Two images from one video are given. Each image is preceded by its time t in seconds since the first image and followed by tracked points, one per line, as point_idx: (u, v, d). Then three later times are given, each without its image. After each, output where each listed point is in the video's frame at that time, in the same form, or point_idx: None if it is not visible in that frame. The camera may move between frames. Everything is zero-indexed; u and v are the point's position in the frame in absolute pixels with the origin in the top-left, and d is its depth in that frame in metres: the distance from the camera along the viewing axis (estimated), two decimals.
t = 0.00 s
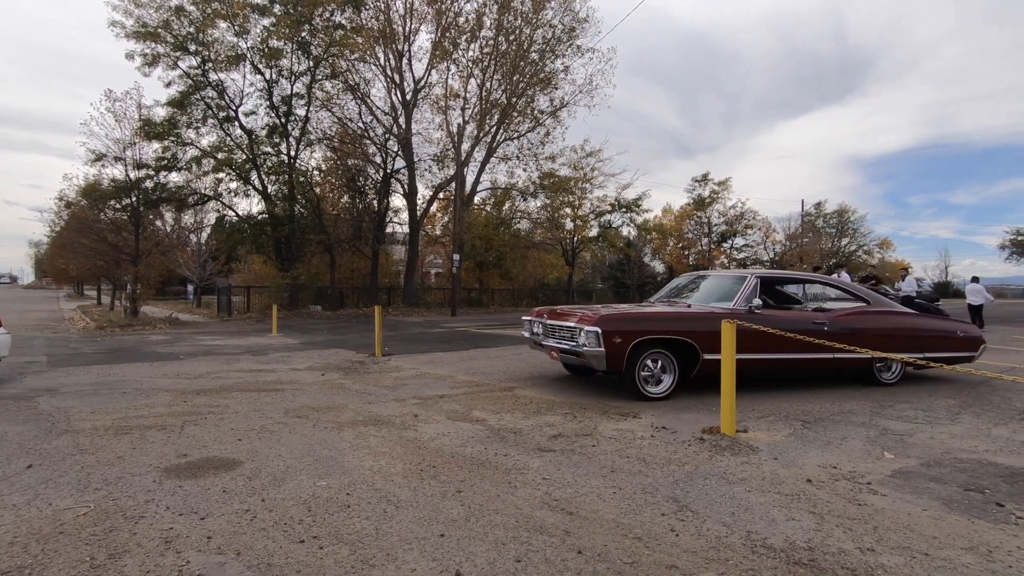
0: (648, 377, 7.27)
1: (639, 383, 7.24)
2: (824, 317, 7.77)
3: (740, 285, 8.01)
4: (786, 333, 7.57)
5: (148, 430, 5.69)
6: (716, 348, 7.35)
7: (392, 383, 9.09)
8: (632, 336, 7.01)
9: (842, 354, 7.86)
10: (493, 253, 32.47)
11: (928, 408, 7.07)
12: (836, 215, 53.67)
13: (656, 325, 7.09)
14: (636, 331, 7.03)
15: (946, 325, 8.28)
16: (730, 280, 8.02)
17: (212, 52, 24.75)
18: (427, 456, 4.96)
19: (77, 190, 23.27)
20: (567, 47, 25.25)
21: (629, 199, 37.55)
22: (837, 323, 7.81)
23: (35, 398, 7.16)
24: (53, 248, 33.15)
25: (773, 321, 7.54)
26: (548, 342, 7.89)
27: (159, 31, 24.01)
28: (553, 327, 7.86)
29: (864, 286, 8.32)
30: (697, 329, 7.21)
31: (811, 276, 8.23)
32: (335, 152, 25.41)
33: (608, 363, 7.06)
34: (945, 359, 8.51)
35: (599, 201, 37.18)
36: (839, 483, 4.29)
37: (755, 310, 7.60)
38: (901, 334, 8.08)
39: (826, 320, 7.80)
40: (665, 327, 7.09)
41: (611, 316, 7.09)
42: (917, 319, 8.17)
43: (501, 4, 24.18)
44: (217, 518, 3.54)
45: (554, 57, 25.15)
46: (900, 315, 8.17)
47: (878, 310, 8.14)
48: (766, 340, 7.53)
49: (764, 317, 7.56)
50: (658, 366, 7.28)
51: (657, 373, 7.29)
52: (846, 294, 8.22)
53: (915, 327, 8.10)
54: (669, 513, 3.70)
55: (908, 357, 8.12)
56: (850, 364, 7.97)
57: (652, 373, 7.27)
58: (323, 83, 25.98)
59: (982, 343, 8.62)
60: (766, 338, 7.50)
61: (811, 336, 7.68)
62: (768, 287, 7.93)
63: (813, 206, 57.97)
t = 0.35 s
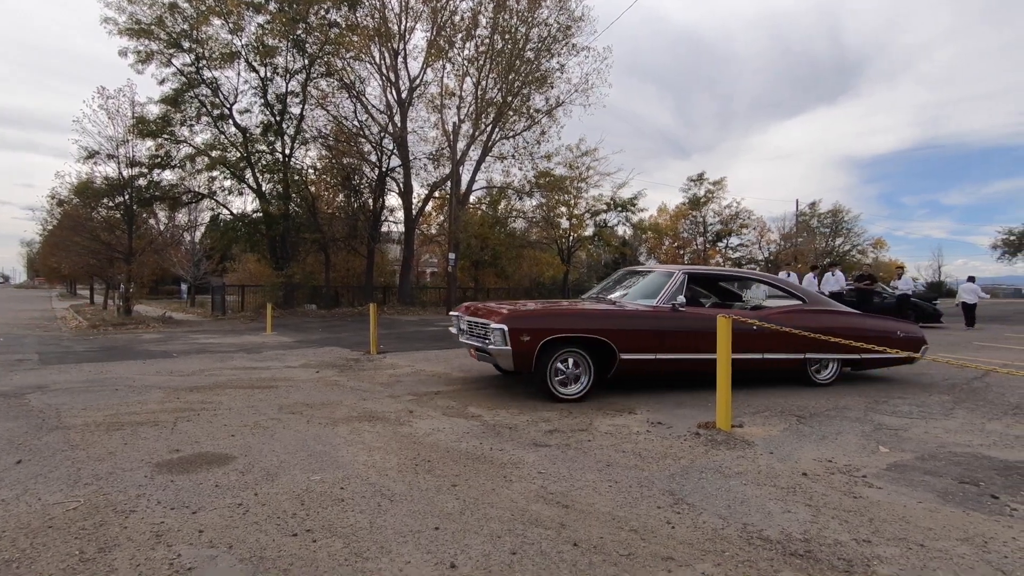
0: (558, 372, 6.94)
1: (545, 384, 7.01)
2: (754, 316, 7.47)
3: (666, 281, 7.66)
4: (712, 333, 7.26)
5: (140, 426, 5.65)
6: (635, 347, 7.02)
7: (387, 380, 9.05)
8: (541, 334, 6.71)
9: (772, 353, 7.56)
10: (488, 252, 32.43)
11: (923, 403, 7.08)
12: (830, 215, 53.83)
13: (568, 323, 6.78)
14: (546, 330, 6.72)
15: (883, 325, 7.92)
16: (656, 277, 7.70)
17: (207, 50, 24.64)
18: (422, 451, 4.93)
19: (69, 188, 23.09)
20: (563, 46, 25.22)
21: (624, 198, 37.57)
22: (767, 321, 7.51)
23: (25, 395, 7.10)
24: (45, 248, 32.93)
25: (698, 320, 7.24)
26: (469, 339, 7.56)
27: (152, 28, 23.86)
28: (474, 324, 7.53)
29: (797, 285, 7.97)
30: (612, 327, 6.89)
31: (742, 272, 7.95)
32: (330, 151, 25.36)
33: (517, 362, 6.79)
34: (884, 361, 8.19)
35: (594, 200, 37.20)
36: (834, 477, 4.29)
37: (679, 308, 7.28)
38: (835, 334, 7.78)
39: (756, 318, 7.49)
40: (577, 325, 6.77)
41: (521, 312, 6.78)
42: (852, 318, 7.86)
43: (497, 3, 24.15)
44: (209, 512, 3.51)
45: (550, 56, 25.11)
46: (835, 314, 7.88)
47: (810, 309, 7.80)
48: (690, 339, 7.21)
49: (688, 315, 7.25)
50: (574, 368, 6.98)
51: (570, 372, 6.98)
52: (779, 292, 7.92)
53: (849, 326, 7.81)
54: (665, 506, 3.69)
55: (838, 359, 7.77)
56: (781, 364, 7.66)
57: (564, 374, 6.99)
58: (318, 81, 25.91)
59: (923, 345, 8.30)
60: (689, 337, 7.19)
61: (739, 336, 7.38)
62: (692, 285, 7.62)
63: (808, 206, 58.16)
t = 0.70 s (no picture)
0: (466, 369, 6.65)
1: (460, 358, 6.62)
2: (676, 313, 7.08)
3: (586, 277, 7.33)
4: (628, 330, 6.88)
5: (131, 425, 5.59)
6: (544, 347, 6.69)
7: (380, 378, 9.00)
8: (439, 332, 6.44)
9: (697, 352, 7.15)
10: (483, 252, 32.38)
11: (917, 401, 7.09)
12: (824, 215, 53.99)
13: (466, 321, 6.50)
14: (443, 327, 6.44)
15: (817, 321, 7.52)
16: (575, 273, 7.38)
17: (200, 47, 24.53)
18: (417, 448, 4.90)
19: (61, 186, 22.90)
20: (558, 45, 25.21)
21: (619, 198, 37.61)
22: (692, 318, 7.12)
23: (15, 394, 7.03)
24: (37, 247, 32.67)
25: (614, 316, 6.88)
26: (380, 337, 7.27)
27: (145, 25, 23.72)
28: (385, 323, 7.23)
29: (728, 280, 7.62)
30: (517, 325, 6.58)
31: (669, 268, 7.61)
32: (325, 149, 25.30)
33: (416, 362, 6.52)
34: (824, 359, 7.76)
35: (589, 200, 37.23)
36: (830, 473, 4.28)
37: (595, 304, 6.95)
38: (766, 331, 7.37)
39: (680, 315, 7.11)
40: (478, 323, 6.49)
41: (418, 309, 6.53)
42: (786, 314, 7.45)
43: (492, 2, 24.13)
44: (200, 509, 3.47)
45: (545, 55, 25.09)
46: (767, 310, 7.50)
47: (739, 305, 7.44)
48: (603, 337, 6.85)
49: (603, 312, 6.89)
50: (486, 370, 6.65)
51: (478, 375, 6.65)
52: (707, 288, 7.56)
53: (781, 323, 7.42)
54: (661, 503, 3.67)
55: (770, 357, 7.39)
56: (709, 364, 7.25)
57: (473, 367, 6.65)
58: (313, 79, 25.82)
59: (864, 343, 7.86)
60: (601, 335, 6.82)
61: (659, 334, 6.98)
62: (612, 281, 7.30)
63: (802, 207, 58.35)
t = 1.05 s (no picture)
0: (368, 364, 6.15)
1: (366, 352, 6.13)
2: (599, 308, 6.58)
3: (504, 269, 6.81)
4: (544, 326, 6.38)
5: (124, 420, 5.51)
6: (455, 343, 6.20)
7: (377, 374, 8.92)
8: (332, 326, 5.98)
9: (621, 350, 6.61)
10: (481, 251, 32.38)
11: (919, 396, 7.04)
12: (821, 214, 54.02)
13: (368, 315, 6.02)
14: (336, 322, 5.97)
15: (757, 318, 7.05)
16: (494, 265, 6.88)
17: (196, 45, 24.41)
18: (415, 442, 4.83)
19: (56, 184, 22.73)
20: (555, 44, 25.14)
21: (617, 197, 37.58)
22: (617, 314, 6.62)
23: (7, 390, 6.93)
24: (31, 246, 32.47)
25: (529, 312, 6.39)
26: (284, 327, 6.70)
27: (141, 22, 23.59)
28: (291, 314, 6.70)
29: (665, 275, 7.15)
30: (419, 319, 6.09)
31: (607, 262, 7.11)
32: (322, 147, 25.21)
33: (307, 357, 6.05)
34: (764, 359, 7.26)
35: (586, 199, 37.19)
36: (835, 466, 4.22)
37: (511, 299, 6.47)
38: (699, 328, 6.86)
39: (604, 311, 6.61)
40: (380, 317, 6.01)
41: (311, 303, 6.09)
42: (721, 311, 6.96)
43: None
44: (194, 503, 3.40)
45: (542, 53, 25.03)
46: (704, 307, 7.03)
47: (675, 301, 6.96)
48: (516, 333, 6.35)
49: (518, 307, 6.41)
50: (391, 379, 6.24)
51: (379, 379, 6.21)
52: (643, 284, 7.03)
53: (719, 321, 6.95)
54: (664, 496, 3.61)
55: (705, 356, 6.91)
56: (635, 363, 6.72)
57: (373, 366, 6.15)
58: (310, 77, 25.70)
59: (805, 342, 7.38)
60: (514, 331, 6.33)
61: (583, 331, 6.50)
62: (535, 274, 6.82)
63: (798, 207, 58.42)
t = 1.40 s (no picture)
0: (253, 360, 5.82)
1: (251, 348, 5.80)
2: (508, 303, 6.30)
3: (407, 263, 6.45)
4: (448, 321, 6.05)
5: (124, 413, 5.49)
6: (352, 340, 5.86)
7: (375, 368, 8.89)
8: (208, 322, 5.62)
9: (532, 347, 6.31)
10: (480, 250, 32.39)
11: (920, 390, 7.03)
12: (820, 214, 54.01)
13: (255, 309, 5.66)
14: (214, 318, 5.62)
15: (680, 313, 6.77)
16: (399, 258, 6.51)
17: (194, 43, 24.37)
18: (417, 434, 4.81)
19: (55, 182, 22.68)
20: (555, 43, 25.11)
21: (616, 197, 37.58)
22: (529, 309, 6.32)
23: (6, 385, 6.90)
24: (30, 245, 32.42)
25: (433, 306, 6.07)
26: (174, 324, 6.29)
27: (140, 20, 23.54)
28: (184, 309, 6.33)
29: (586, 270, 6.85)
30: (311, 314, 5.75)
31: (532, 258, 6.79)
32: (321, 146, 25.19)
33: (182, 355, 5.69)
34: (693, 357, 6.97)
35: (586, 198, 37.16)
36: (838, 456, 4.21)
37: (410, 293, 6.12)
38: (620, 324, 6.58)
39: (513, 305, 6.32)
40: (267, 311, 5.66)
41: (190, 297, 5.72)
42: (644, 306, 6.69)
43: None
44: (197, 492, 3.39)
45: (542, 52, 25.01)
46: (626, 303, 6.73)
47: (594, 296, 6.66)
48: (418, 330, 6.02)
49: (420, 302, 6.08)
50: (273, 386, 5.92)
51: (256, 382, 5.87)
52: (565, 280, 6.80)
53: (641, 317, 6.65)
54: (668, 485, 3.59)
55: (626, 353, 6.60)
56: (547, 359, 6.40)
57: (257, 364, 5.82)
58: (309, 75, 25.62)
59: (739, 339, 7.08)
60: (419, 327, 6.00)
61: (490, 326, 6.18)
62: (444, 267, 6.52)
63: (797, 206, 58.46)
